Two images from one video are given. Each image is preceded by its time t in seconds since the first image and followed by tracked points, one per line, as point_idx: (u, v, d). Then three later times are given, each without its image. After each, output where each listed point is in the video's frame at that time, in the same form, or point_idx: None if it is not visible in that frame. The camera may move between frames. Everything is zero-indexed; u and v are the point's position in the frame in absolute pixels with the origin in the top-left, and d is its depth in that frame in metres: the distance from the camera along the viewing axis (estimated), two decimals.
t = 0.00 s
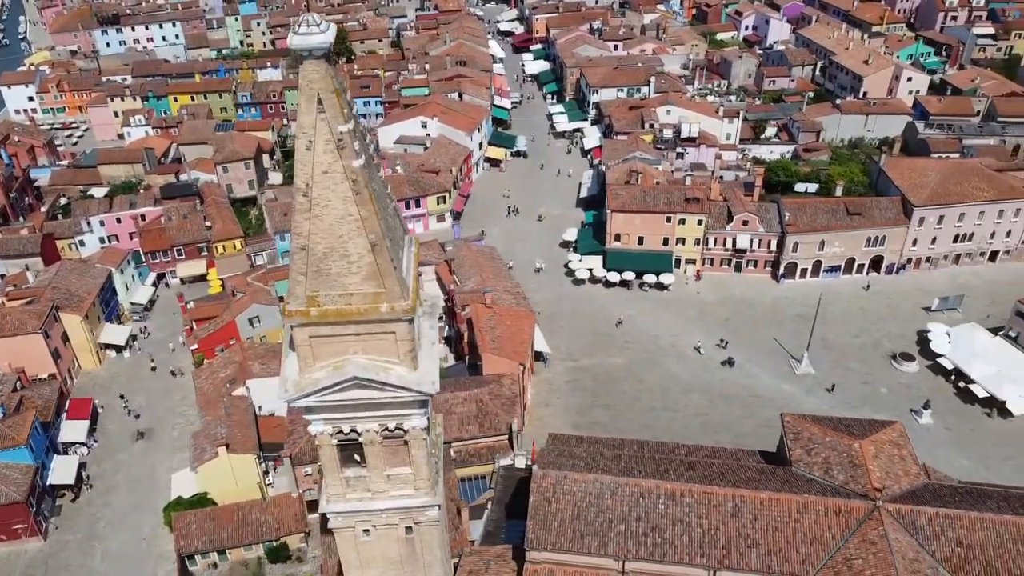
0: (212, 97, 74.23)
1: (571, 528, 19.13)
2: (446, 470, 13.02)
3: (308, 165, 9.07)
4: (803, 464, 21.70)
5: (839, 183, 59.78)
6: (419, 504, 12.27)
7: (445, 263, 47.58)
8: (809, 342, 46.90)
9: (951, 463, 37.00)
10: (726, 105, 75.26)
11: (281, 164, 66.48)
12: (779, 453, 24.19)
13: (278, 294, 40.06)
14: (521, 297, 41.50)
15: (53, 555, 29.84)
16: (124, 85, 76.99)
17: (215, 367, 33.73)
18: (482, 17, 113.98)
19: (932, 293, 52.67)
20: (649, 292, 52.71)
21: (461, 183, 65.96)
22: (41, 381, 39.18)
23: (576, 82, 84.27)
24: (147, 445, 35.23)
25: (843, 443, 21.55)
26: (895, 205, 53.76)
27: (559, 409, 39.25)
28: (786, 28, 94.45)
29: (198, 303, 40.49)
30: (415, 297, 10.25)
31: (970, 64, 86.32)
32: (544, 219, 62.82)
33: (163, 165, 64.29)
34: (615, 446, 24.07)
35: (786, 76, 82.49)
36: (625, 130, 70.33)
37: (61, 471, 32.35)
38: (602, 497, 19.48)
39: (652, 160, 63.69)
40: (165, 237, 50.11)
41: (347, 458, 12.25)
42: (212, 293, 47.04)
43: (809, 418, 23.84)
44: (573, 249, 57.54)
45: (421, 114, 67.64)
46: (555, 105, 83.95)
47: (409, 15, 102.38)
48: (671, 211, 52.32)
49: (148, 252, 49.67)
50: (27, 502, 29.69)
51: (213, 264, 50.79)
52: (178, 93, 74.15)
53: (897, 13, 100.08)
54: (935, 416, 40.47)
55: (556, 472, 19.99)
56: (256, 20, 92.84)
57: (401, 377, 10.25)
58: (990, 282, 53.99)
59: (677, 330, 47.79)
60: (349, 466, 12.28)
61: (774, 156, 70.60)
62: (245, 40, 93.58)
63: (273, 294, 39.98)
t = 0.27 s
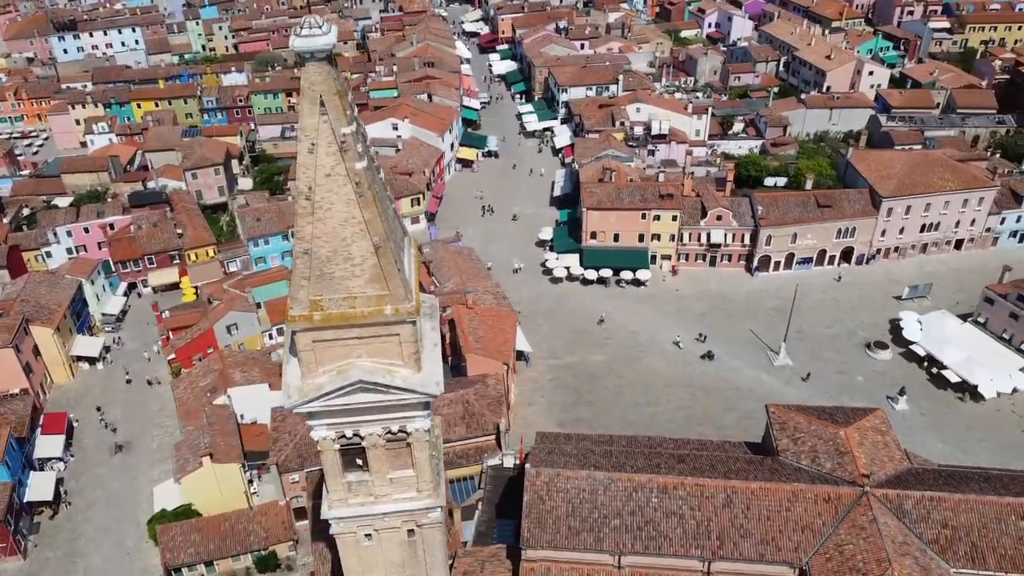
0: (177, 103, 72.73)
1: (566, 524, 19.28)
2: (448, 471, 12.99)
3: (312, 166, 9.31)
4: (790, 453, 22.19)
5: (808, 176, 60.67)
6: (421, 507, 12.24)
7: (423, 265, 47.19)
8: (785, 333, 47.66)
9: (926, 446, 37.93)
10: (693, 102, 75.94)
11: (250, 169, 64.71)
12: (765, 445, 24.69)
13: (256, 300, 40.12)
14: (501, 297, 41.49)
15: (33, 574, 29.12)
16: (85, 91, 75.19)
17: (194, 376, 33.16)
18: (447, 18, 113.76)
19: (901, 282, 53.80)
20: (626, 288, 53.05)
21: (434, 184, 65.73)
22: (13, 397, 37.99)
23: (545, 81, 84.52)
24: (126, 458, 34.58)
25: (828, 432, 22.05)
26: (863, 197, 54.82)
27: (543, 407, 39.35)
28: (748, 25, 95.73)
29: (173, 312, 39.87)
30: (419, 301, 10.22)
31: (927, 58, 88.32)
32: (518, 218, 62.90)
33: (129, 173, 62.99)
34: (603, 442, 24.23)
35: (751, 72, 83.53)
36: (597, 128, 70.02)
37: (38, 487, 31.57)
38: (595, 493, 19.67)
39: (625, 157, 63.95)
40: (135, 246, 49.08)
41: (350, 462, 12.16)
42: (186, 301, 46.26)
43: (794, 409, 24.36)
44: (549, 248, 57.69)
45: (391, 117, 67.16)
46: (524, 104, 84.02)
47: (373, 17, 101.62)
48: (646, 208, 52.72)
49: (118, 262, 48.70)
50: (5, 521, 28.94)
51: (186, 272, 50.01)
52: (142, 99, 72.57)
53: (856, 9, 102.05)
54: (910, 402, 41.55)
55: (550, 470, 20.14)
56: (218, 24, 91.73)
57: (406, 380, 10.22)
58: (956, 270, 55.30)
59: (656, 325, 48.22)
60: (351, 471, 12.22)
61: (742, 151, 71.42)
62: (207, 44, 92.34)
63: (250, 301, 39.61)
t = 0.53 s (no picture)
0: (141, 109, 70.84)
1: (561, 522, 19.48)
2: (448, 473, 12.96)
3: (315, 169, 9.13)
4: (777, 443, 22.68)
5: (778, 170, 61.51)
6: (425, 509, 12.20)
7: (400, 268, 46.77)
8: (761, 325, 48.37)
9: (903, 432, 39.01)
10: (661, 99, 76.52)
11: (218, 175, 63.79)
12: (750, 435, 25.25)
13: (233, 306, 39.47)
14: (481, 297, 41.45)
15: None
16: (44, 99, 73.29)
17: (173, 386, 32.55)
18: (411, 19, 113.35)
19: (871, 272, 54.87)
20: (603, 285, 53.32)
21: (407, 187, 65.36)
22: None
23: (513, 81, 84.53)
24: (104, 472, 33.92)
25: (814, 420, 22.58)
26: (832, 190, 55.79)
27: (526, 406, 39.43)
28: (711, 22, 96.79)
29: (147, 322, 39.14)
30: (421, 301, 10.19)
31: (886, 52, 90.13)
32: (492, 219, 62.89)
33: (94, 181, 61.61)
34: (590, 438, 24.38)
35: (716, 68, 84.39)
36: (568, 127, 70.16)
37: (15, 505, 30.78)
38: (588, 489, 19.91)
39: (597, 155, 64.10)
40: (104, 255, 47.96)
41: (352, 466, 12.09)
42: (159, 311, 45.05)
43: (779, 399, 24.93)
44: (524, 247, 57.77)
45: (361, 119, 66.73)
46: (493, 105, 83.93)
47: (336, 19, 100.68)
48: (621, 204, 53.05)
49: (87, 272, 47.56)
50: None
51: (157, 281, 49.11)
52: (104, 106, 70.94)
53: (816, 5, 103.77)
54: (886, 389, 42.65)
55: (542, 468, 20.32)
56: (179, 28, 90.35)
57: (410, 381, 10.19)
58: (923, 259, 56.55)
59: (635, 321, 48.60)
60: (353, 475, 12.13)
61: (711, 148, 72.32)
62: (167, 49, 91.10)
63: (226, 308, 39.04)
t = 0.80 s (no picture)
0: (104, 116, 69.20)
1: (555, 519, 19.55)
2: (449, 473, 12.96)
3: (319, 172, 9.53)
4: (764, 433, 23.26)
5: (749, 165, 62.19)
6: (429, 511, 12.16)
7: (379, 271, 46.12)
8: (738, 318, 48.99)
9: (882, 419, 39.98)
10: (630, 96, 76.91)
11: (186, 182, 62.41)
12: (735, 427, 25.76)
13: (209, 314, 39.28)
14: (461, 298, 41.35)
15: None
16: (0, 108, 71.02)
17: (150, 397, 31.79)
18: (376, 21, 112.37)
19: (843, 263, 55.85)
20: (581, 283, 53.48)
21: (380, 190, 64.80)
22: None
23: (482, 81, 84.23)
24: (83, 486, 33.23)
25: (799, 411, 23.21)
26: (802, 183, 56.67)
27: (510, 405, 39.48)
28: (675, 20, 97.53)
29: (121, 332, 38.39)
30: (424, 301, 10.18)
31: (846, 47, 91.69)
32: (466, 219, 62.76)
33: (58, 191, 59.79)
34: (578, 435, 24.45)
35: (682, 66, 85.11)
36: (540, 126, 69.95)
37: None
38: (581, 486, 20.04)
39: (570, 154, 64.30)
40: (73, 266, 46.78)
41: (354, 471, 12.03)
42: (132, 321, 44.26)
43: (763, 391, 25.56)
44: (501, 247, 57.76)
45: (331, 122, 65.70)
46: (462, 105, 83.69)
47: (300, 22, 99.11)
48: (596, 202, 53.28)
49: (56, 283, 46.33)
50: None
51: (129, 291, 48.14)
52: (65, 114, 68.95)
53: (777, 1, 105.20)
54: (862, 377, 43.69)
55: (535, 466, 20.41)
56: (139, 33, 87.85)
57: (415, 383, 10.14)
58: (890, 249, 57.72)
59: (615, 317, 48.91)
60: (355, 479, 12.06)
61: (680, 144, 73.01)
62: (128, 55, 88.54)
63: (201, 316, 38.48)
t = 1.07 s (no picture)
0: (65, 123, 67.27)
1: (550, 516, 19.63)
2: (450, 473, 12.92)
3: (323, 173, 9.16)
4: (751, 424, 23.74)
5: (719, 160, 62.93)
6: (433, 513, 12.13)
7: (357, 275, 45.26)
8: (715, 312, 49.60)
9: (861, 406, 40.80)
10: (599, 94, 77.23)
11: (154, 189, 61.10)
12: (721, 418, 26.23)
13: (184, 322, 38.59)
14: (441, 299, 41.25)
15: None
16: None
17: (128, 408, 31.18)
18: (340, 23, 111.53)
19: (814, 255, 56.84)
20: (558, 281, 53.64)
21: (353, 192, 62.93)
22: None
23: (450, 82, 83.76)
24: (61, 502, 32.49)
25: (784, 400, 23.79)
26: (772, 176, 57.52)
27: (494, 405, 39.51)
28: (639, 18, 98.32)
29: (95, 344, 37.55)
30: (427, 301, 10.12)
31: (807, 42, 93.13)
32: (440, 220, 62.46)
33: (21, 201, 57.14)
34: (566, 432, 24.56)
35: (648, 63, 85.76)
36: (511, 126, 69.86)
37: None
38: (575, 482, 20.19)
39: (542, 153, 64.45)
40: (40, 277, 45.45)
41: (357, 475, 11.94)
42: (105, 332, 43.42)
43: (747, 382, 26.15)
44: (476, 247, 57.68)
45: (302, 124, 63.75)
46: (431, 106, 83.33)
47: (263, 25, 97.77)
48: (571, 200, 53.51)
49: (23, 296, 44.87)
50: None
51: (100, 301, 47.02)
52: (25, 122, 66.95)
53: None
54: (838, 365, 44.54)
55: (527, 464, 20.50)
56: (97, 39, 86.36)
57: (420, 383, 10.10)
58: (859, 240, 58.85)
59: (594, 314, 49.23)
60: (359, 484, 11.99)
61: (650, 141, 73.65)
62: (86, 61, 86.77)
63: (177, 324, 37.87)
